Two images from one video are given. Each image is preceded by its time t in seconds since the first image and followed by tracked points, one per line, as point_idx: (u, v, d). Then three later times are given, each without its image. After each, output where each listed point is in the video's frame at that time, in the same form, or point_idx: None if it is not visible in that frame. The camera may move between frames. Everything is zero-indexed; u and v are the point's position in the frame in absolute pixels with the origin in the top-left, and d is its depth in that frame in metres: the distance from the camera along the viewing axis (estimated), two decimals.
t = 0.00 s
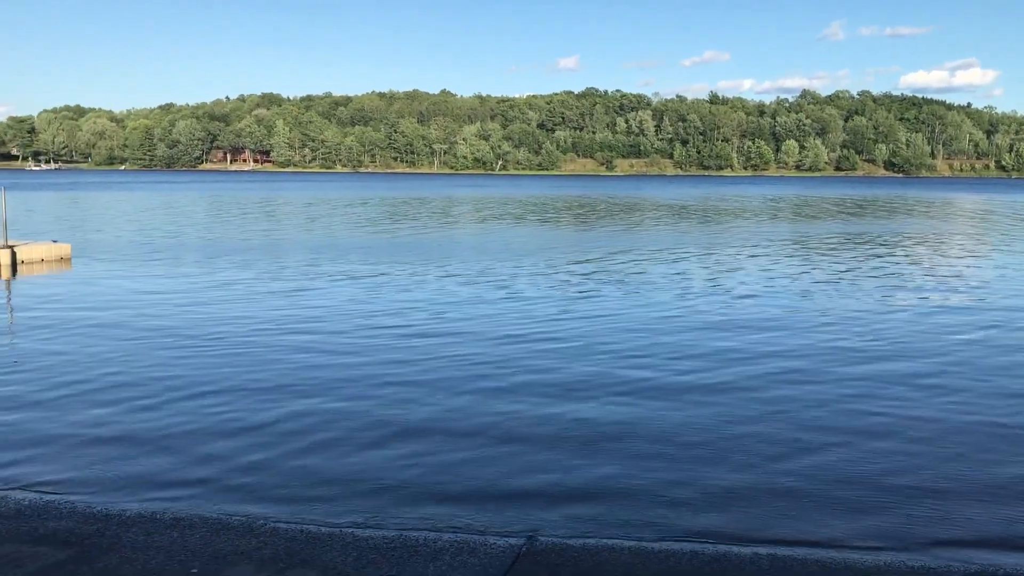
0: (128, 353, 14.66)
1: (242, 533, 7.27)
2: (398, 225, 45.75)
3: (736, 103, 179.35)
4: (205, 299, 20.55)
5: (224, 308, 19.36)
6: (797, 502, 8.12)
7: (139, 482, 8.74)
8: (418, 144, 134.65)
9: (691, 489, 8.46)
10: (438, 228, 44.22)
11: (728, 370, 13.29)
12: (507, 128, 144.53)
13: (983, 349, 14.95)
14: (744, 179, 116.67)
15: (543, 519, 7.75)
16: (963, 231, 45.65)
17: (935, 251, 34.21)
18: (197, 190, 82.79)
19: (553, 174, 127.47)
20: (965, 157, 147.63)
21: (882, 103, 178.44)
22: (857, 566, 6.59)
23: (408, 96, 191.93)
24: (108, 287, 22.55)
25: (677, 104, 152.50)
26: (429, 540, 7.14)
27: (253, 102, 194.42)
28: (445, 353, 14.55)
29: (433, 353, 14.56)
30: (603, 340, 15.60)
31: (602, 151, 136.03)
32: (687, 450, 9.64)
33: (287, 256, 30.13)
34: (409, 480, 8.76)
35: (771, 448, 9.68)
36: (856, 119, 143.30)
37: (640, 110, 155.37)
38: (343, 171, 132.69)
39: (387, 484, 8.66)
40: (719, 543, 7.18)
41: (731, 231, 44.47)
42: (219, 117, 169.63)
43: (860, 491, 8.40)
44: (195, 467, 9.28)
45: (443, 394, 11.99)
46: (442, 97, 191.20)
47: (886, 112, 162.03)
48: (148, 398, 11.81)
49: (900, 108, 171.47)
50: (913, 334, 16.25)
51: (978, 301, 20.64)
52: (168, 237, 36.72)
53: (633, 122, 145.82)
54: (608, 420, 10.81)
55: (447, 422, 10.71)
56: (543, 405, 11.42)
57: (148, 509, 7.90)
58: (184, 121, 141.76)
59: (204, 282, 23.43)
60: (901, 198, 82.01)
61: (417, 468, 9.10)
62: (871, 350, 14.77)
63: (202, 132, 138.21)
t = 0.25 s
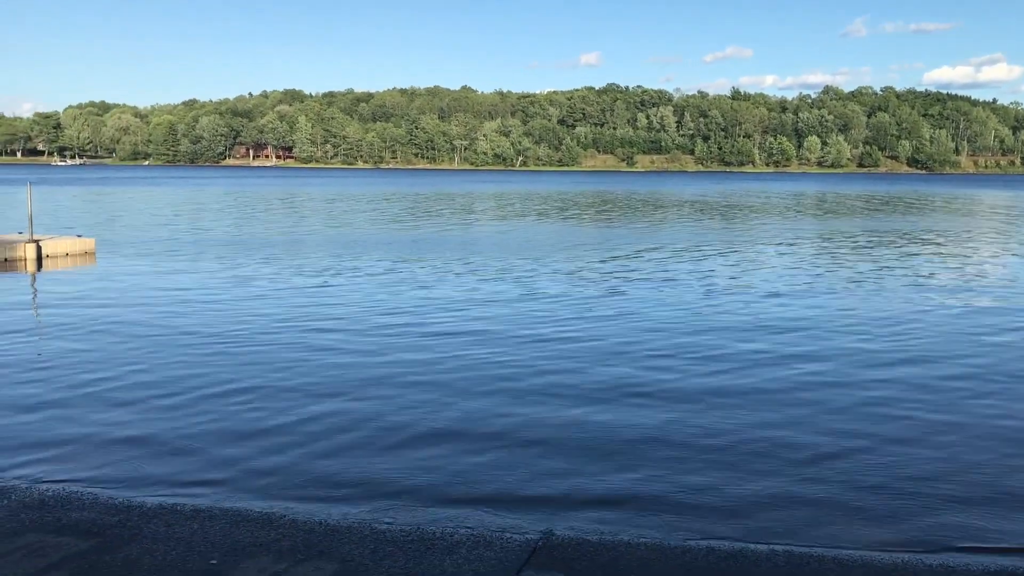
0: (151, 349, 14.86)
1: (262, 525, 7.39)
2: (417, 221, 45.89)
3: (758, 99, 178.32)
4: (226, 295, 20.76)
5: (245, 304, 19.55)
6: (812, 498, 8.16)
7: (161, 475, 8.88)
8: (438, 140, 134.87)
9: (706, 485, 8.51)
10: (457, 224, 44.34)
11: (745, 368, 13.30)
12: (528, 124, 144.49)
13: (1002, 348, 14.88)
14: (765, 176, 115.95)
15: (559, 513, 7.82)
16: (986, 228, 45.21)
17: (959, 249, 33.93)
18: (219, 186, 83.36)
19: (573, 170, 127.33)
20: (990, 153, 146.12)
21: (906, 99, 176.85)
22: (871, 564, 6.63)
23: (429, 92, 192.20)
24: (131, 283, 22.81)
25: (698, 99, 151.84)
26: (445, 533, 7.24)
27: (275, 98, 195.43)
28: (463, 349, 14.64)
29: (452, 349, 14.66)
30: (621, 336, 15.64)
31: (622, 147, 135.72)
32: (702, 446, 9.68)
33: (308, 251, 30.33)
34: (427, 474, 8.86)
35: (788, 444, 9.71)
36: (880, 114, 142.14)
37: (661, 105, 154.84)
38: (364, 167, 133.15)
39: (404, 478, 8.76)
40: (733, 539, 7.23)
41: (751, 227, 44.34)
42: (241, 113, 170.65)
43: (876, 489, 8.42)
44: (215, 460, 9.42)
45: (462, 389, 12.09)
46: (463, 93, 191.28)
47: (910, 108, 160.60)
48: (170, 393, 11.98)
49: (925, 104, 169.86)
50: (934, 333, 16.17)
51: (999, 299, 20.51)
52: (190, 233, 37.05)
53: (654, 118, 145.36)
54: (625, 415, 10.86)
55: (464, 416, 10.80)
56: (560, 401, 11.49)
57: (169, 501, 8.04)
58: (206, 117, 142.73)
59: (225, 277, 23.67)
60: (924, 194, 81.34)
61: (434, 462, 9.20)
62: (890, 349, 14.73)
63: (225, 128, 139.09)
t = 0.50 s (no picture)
0: (172, 343, 14.97)
1: (278, 516, 7.42)
2: (437, 214, 45.94)
3: (781, 92, 177.09)
4: (247, 289, 20.89)
5: (265, 297, 19.67)
6: (830, 496, 8.09)
7: (179, 466, 8.94)
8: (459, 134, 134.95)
9: (723, 481, 8.46)
10: (477, 218, 44.39)
11: (764, 365, 13.24)
12: (548, 118, 144.33)
13: None
14: (787, 170, 115.15)
15: (575, 507, 7.80)
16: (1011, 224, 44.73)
17: (984, 244, 33.56)
18: (240, 178, 84.00)
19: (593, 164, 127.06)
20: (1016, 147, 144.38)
21: (931, 92, 175.02)
22: (889, 559, 6.57)
23: (450, 87, 192.36)
24: (152, 276, 22.98)
25: (720, 93, 150.99)
26: (461, 525, 7.24)
27: (298, 92, 196.29)
28: (480, 345, 14.65)
29: (468, 344, 14.66)
30: (640, 333, 15.59)
31: (643, 141, 135.26)
32: (720, 443, 9.64)
33: (328, 245, 30.43)
34: (443, 467, 8.87)
35: (807, 441, 9.66)
36: (904, 108, 140.77)
37: (683, 99, 154.14)
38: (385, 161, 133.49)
39: (421, 471, 8.78)
40: (749, 535, 7.18)
41: (773, 222, 44.09)
42: (263, 107, 171.47)
43: (895, 488, 8.34)
44: (234, 450, 9.48)
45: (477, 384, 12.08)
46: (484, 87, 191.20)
47: (935, 102, 158.97)
48: (189, 386, 12.05)
49: (950, 98, 168.04)
50: (957, 331, 16.01)
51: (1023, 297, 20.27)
52: (212, 226, 37.32)
53: (676, 112, 144.69)
54: (642, 410, 10.82)
55: (482, 411, 10.80)
56: (576, 397, 11.47)
57: (188, 492, 8.10)
58: (228, 112, 143.59)
59: (246, 271, 23.81)
60: (948, 189, 80.49)
61: (450, 456, 9.21)
62: (911, 348, 14.60)
63: (247, 122, 139.89)
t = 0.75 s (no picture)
0: (190, 338, 15.03)
1: (294, 509, 7.43)
2: (453, 208, 45.91)
3: (800, 83, 175.73)
4: (264, 283, 20.95)
5: (281, 292, 19.71)
6: (848, 490, 8.03)
7: (196, 460, 8.97)
8: (476, 127, 134.80)
9: (739, 475, 8.42)
10: (493, 211, 44.28)
11: (782, 356, 13.15)
12: (565, 111, 143.88)
13: None
14: (807, 162, 114.27)
15: (590, 500, 7.78)
16: None
17: (1008, 235, 33.14)
18: (257, 173, 84.27)
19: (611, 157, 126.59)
20: None
21: (952, 82, 173.19)
22: (909, 554, 6.51)
23: (466, 80, 192.01)
24: (171, 271, 23.09)
25: (739, 85, 149.99)
26: (476, 519, 7.23)
27: (315, 86, 196.57)
28: (496, 337, 14.63)
29: (485, 337, 14.64)
30: (656, 325, 15.52)
31: (661, 134, 134.68)
32: (736, 436, 9.57)
33: (345, 239, 30.47)
34: (458, 459, 8.85)
35: (826, 435, 9.57)
36: (925, 98, 139.42)
37: (701, 91, 153.29)
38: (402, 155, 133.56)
39: (437, 463, 8.77)
40: (766, 529, 7.13)
41: (791, 214, 43.74)
42: (281, 102, 171.81)
43: (914, 482, 8.26)
44: (250, 443, 9.50)
45: (493, 376, 12.06)
46: (500, 80, 190.77)
47: (956, 92, 157.31)
48: (205, 381, 12.10)
49: (971, 89, 166.26)
50: (980, 323, 15.80)
51: None
52: (229, 221, 37.41)
53: (693, 104, 143.84)
54: (659, 402, 10.77)
55: (498, 403, 10.78)
56: (592, 389, 11.43)
57: (205, 485, 8.13)
58: (246, 107, 144.03)
59: (263, 266, 23.88)
60: (969, 180, 79.62)
61: (465, 448, 9.19)
62: (930, 339, 14.47)
63: (264, 117, 140.29)
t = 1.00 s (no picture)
0: (197, 341, 15.08)
1: (303, 510, 7.47)
2: (458, 207, 46.02)
3: (804, 79, 175.52)
4: (270, 285, 21.01)
5: (287, 293, 19.76)
6: (856, 486, 8.04)
7: (205, 462, 9.01)
8: (479, 126, 134.86)
9: (747, 471, 8.42)
10: (498, 210, 44.37)
11: (788, 353, 13.16)
12: (569, 109, 143.85)
13: None
14: (811, 157, 114.14)
15: (598, 498, 7.81)
16: None
17: (1013, 230, 33.13)
18: (262, 174, 84.42)
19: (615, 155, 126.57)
20: None
21: (956, 76, 172.83)
22: (916, 548, 6.53)
23: (470, 79, 192.06)
24: (177, 274, 23.17)
25: (742, 81, 149.86)
26: (485, 517, 7.26)
27: (318, 87, 196.73)
28: (502, 336, 14.67)
29: (490, 336, 14.69)
30: (662, 323, 15.54)
31: (664, 131, 134.62)
32: (743, 432, 9.59)
33: (350, 240, 30.54)
34: (465, 459, 8.88)
35: (834, 431, 9.59)
36: (928, 93, 139.21)
37: (704, 87, 153.20)
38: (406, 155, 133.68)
39: (444, 463, 8.79)
40: (772, 524, 7.15)
41: (795, 210, 43.76)
42: (284, 103, 172.03)
43: (921, 477, 8.27)
44: (259, 445, 9.53)
45: (499, 375, 12.09)
46: (503, 78, 190.77)
47: (961, 86, 156.99)
48: (213, 383, 12.16)
49: (975, 82, 165.88)
50: (985, 318, 15.82)
51: None
52: (235, 223, 37.52)
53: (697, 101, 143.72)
54: (665, 399, 10.78)
55: (504, 402, 10.81)
56: (598, 387, 11.46)
57: (214, 486, 8.17)
58: (250, 108, 144.25)
59: (269, 267, 23.95)
60: (974, 174, 79.52)
61: (472, 447, 9.23)
62: (936, 335, 14.48)
63: (268, 118, 140.55)
